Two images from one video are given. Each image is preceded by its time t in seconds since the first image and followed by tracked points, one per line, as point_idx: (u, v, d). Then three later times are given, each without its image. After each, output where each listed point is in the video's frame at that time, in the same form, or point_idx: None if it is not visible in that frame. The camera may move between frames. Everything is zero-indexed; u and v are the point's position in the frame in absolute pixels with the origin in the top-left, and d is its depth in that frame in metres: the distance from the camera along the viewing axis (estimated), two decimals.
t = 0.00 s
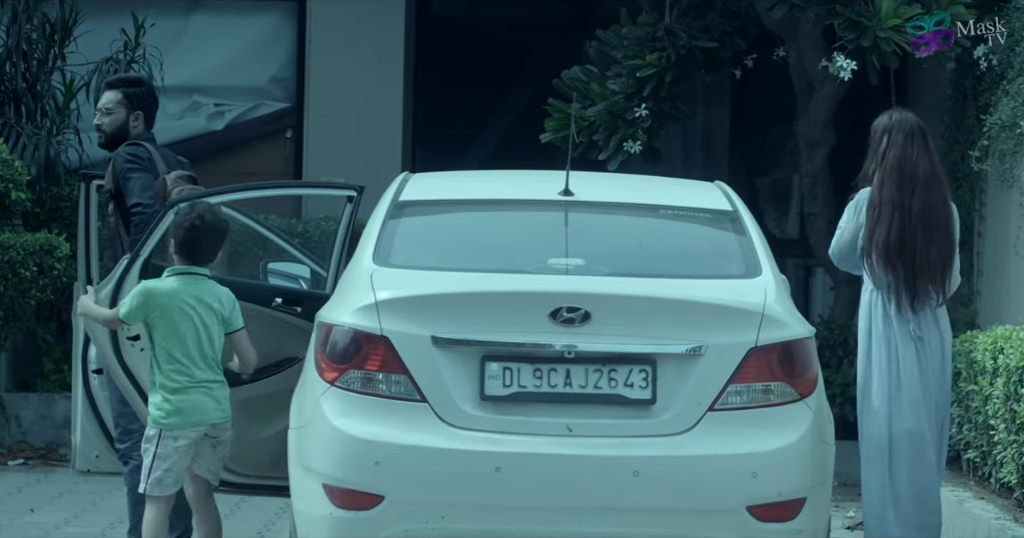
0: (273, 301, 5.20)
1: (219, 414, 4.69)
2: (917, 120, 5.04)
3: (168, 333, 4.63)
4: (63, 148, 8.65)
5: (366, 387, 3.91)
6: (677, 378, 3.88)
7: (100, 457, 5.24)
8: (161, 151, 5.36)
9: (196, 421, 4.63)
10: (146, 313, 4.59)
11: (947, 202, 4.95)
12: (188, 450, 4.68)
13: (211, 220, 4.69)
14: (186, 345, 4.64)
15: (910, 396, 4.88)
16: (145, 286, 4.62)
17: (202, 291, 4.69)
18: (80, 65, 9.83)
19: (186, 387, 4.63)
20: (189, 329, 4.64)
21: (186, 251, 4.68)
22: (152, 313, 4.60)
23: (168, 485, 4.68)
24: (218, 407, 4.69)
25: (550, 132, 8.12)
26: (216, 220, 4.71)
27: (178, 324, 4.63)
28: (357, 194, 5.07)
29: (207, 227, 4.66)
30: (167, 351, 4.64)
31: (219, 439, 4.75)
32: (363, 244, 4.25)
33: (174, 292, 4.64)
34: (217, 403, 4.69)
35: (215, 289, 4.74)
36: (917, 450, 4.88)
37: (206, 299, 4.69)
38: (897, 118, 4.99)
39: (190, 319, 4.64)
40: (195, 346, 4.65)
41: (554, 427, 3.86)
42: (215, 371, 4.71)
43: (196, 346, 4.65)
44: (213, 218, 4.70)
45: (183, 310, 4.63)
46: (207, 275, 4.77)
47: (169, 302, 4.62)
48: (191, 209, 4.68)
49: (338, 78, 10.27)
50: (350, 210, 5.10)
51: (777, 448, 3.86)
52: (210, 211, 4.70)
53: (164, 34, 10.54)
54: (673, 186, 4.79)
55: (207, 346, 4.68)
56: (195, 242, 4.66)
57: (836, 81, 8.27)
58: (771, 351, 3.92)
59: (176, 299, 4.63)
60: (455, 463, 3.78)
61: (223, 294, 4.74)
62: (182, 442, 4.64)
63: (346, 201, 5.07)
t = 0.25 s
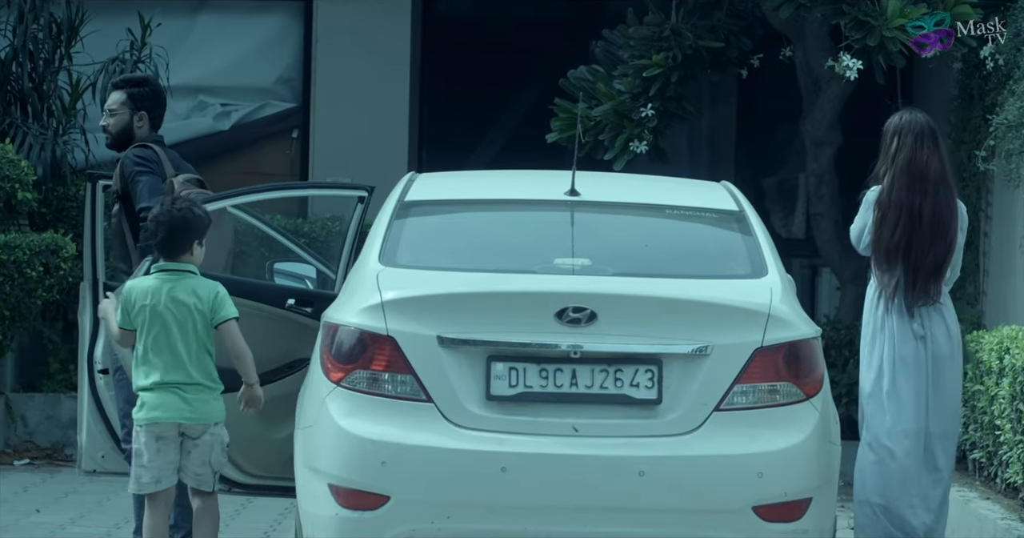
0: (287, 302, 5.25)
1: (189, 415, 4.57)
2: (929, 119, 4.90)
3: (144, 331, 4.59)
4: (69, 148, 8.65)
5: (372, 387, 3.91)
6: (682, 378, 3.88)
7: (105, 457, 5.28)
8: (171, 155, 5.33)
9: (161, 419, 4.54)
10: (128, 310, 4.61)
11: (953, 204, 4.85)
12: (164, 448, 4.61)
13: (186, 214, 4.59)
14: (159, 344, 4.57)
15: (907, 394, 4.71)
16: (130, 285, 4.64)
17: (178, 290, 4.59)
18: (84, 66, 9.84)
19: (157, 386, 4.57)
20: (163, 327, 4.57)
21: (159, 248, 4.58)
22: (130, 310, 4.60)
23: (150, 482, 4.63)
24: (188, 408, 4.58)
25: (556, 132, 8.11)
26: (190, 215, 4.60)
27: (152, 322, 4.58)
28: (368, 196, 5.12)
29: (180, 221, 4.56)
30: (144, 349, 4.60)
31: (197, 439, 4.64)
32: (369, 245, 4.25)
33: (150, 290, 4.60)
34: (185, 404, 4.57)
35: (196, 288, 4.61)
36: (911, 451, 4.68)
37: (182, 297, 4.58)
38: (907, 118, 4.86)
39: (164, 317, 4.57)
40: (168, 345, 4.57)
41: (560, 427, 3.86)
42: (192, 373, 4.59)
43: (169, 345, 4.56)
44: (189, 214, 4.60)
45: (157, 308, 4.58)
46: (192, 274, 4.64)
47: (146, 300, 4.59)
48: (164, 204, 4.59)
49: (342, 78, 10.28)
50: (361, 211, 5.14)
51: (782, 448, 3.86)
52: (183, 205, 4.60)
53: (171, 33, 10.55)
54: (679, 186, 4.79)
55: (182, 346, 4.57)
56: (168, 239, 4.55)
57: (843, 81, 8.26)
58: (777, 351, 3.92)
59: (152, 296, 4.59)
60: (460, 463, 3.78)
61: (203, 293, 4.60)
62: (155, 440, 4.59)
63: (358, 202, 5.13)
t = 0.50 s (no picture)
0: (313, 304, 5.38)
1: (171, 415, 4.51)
2: (927, 118, 4.69)
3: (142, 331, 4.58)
4: (70, 148, 8.66)
5: (374, 387, 3.91)
6: (684, 378, 3.88)
7: (106, 457, 5.31)
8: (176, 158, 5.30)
9: (143, 418, 4.52)
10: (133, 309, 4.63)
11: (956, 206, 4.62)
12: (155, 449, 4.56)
13: (189, 218, 4.56)
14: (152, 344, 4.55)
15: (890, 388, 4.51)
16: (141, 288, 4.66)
17: (168, 290, 4.53)
18: (85, 65, 9.84)
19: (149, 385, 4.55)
20: (156, 328, 4.55)
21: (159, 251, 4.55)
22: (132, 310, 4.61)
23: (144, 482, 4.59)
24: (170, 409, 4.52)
25: (558, 132, 8.11)
26: (190, 218, 4.57)
27: (147, 321, 4.56)
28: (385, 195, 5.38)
29: (181, 224, 4.53)
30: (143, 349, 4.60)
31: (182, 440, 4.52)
32: (370, 245, 4.25)
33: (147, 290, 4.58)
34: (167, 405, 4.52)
35: (190, 288, 4.52)
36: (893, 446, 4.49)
37: (169, 298, 4.53)
38: (906, 117, 4.66)
39: (156, 317, 4.54)
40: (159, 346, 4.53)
41: (562, 427, 3.86)
42: (177, 375, 4.52)
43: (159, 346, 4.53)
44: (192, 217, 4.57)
45: (149, 308, 4.56)
46: (193, 275, 4.57)
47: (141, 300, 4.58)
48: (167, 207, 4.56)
49: (344, 78, 10.28)
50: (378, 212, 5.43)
51: (784, 448, 3.86)
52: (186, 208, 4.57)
53: (173, 33, 10.56)
54: (681, 186, 4.79)
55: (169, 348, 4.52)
56: (169, 240, 4.52)
57: (845, 82, 8.25)
58: (778, 351, 3.92)
59: (146, 297, 4.57)
60: (461, 463, 3.78)
61: (190, 295, 4.50)
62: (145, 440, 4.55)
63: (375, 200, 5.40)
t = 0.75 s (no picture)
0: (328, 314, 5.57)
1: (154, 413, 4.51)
2: (908, 128, 4.81)
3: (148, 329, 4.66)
4: (71, 148, 8.65)
5: (374, 387, 3.91)
6: (684, 378, 3.88)
7: (107, 457, 5.34)
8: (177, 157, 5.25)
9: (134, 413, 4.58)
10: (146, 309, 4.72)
11: (937, 211, 4.74)
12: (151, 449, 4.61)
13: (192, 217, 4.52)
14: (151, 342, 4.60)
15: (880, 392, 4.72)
16: (155, 291, 4.71)
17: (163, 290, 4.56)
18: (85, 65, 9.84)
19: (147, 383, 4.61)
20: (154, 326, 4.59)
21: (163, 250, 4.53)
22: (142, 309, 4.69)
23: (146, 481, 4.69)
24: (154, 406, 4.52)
25: (558, 133, 8.11)
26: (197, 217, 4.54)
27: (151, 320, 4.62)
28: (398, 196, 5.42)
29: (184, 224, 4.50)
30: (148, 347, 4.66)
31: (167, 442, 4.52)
32: (370, 245, 4.25)
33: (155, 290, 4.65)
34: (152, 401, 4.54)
35: (182, 288, 4.50)
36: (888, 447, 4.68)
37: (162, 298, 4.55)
38: (887, 128, 4.84)
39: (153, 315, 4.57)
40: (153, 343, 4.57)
41: (562, 427, 3.86)
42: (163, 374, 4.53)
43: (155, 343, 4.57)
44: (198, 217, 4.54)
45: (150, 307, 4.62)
46: (190, 275, 4.56)
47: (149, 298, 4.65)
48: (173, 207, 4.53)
49: (343, 79, 10.28)
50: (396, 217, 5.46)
51: (784, 448, 3.86)
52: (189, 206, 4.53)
53: (174, 34, 10.55)
54: (681, 186, 4.79)
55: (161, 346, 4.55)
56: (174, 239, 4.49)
57: (845, 82, 8.24)
58: (778, 351, 3.92)
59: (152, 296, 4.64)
60: (461, 463, 3.78)
61: (179, 296, 4.49)
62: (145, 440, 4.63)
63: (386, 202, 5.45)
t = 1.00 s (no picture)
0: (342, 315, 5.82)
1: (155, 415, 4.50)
2: (900, 127, 5.06)
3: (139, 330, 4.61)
4: (71, 148, 8.64)
5: (375, 387, 3.91)
6: (686, 378, 3.88)
7: (108, 457, 5.35)
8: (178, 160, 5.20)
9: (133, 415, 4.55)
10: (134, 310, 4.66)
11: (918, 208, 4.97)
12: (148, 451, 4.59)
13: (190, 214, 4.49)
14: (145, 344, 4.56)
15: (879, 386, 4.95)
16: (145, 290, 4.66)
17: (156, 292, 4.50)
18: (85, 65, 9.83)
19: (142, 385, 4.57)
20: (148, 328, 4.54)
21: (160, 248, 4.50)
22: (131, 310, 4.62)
23: (141, 483, 4.66)
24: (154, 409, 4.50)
25: (559, 132, 8.10)
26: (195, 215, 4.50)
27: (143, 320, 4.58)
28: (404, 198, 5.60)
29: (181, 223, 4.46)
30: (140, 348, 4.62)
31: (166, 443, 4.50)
32: (372, 244, 4.25)
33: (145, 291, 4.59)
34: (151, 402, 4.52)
35: (176, 289, 4.45)
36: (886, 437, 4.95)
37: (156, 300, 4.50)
38: (879, 127, 5.09)
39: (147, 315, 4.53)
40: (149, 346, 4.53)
41: (563, 427, 3.86)
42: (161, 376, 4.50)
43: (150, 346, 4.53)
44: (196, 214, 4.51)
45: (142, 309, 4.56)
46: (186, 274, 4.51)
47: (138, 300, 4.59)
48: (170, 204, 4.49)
49: (343, 79, 10.28)
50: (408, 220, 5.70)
51: (785, 448, 3.86)
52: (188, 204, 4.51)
53: (174, 34, 10.54)
54: (682, 186, 4.78)
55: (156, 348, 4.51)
56: (172, 237, 4.46)
57: (845, 82, 8.24)
58: (780, 351, 3.93)
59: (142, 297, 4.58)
60: (462, 463, 3.79)
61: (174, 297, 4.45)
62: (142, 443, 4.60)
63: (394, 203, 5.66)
